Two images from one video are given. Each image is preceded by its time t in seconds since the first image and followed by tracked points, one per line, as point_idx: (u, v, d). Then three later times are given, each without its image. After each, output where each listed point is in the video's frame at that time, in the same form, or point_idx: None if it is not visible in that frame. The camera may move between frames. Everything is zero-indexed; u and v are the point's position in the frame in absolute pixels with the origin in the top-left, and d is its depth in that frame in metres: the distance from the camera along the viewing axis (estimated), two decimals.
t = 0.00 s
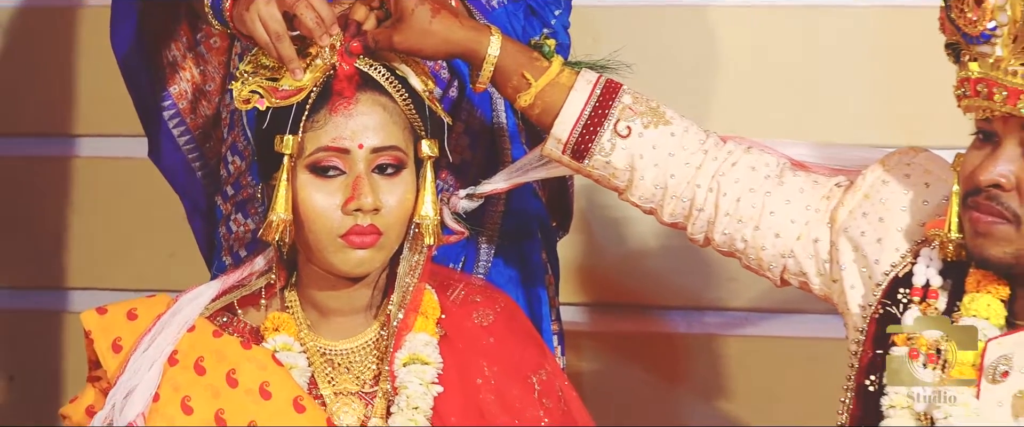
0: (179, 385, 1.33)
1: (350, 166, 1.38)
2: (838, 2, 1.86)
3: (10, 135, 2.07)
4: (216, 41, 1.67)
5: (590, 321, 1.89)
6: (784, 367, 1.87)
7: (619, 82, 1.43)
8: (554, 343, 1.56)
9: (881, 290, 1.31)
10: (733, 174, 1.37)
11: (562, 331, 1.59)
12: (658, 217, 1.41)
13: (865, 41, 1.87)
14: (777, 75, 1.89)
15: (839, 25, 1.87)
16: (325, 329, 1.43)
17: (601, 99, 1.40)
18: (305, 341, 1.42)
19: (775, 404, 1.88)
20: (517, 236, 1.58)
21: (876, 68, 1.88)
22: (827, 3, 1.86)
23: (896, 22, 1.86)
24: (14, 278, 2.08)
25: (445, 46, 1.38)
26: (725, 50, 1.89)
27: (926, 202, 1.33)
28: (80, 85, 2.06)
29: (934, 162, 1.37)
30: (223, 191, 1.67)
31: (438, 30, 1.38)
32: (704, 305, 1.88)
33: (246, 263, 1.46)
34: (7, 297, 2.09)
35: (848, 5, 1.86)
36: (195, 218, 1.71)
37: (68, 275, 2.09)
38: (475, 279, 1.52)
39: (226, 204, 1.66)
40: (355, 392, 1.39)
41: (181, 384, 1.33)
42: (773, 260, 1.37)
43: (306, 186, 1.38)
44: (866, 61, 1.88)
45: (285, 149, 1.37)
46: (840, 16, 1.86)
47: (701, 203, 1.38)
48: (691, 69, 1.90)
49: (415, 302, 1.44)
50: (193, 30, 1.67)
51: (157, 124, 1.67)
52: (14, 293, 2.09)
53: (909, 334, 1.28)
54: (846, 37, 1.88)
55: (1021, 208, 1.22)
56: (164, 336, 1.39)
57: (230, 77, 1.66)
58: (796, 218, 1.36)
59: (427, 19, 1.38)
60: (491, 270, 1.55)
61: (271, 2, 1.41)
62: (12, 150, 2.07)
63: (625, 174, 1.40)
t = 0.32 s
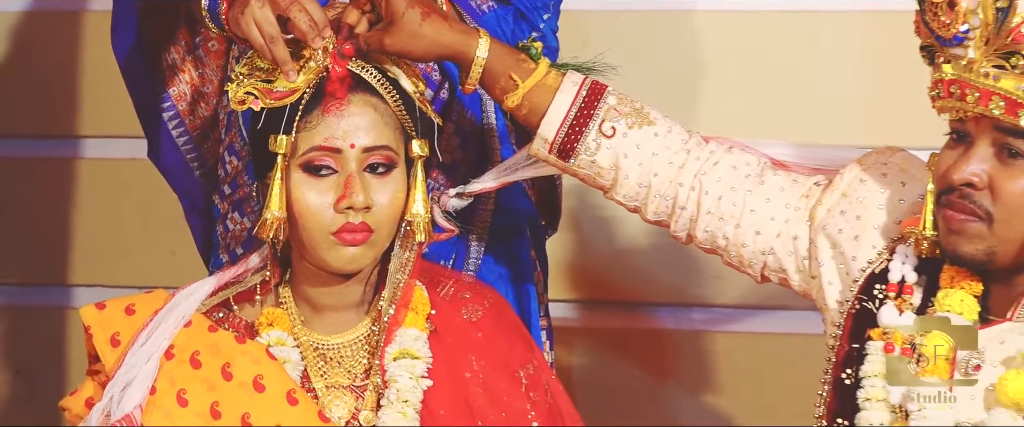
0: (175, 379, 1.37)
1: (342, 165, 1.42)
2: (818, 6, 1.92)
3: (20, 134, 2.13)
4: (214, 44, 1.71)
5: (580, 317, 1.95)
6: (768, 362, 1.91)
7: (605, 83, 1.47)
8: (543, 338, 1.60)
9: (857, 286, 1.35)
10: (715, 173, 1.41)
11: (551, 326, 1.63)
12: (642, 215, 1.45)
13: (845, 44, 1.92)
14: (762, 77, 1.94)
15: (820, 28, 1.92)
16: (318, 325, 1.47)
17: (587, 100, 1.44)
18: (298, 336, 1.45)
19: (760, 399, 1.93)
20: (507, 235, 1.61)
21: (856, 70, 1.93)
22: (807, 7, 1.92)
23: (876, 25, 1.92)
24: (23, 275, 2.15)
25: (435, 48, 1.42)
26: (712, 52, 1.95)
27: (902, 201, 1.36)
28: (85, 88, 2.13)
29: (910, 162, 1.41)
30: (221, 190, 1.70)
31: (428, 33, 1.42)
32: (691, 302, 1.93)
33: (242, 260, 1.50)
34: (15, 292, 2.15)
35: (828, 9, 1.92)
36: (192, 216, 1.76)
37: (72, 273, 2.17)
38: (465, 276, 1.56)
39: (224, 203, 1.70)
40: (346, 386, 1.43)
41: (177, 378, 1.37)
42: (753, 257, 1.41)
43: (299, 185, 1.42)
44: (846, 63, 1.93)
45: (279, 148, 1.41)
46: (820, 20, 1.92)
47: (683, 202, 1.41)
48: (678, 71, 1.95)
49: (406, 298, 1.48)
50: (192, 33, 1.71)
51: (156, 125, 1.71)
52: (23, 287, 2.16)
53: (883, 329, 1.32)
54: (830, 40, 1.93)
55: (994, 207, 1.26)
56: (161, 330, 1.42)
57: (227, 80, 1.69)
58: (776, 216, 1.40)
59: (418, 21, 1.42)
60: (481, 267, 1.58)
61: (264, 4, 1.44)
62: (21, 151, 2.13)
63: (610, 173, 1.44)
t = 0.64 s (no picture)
0: (169, 370, 1.41)
1: (331, 162, 1.46)
2: (798, 10, 1.97)
3: (24, 133, 2.19)
4: (211, 46, 1.73)
5: (569, 312, 1.99)
6: (751, 355, 1.96)
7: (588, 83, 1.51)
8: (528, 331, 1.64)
9: (832, 280, 1.39)
10: (694, 170, 1.45)
11: (536, 320, 1.67)
12: (624, 212, 1.49)
13: (824, 47, 1.97)
14: (744, 78, 1.99)
15: (800, 29, 1.97)
16: (308, 319, 1.50)
17: (570, 100, 1.48)
18: (290, 329, 1.49)
19: (743, 392, 1.98)
20: (494, 231, 1.65)
21: (835, 70, 1.98)
22: (787, 12, 1.97)
23: (852, 27, 1.97)
24: (26, 270, 2.20)
25: (423, 49, 1.46)
26: (695, 54, 2.00)
27: (876, 198, 1.40)
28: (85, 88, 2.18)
29: (883, 160, 1.45)
30: (216, 187, 1.74)
31: (416, 34, 1.45)
32: (676, 297, 1.99)
33: (235, 255, 1.54)
34: (19, 285, 2.21)
35: (807, 13, 1.97)
36: (188, 214, 1.80)
37: (74, 267, 2.21)
38: (453, 271, 1.59)
39: (218, 199, 1.73)
40: (336, 377, 1.47)
41: (171, 369, 1.41)
42: (731, 252, 1.45)
43: (290, 181, 1.46)
44: (824, 65, 1.98)
45: (270, 145, 1.45)
46: (799, 25, 1.97)
47: (664, 198, 1.45)
48: (662, 72, 2.00)
49: (394, 292, 1.51)
50: (189, 34, 1.74)
51: (153, 123, 1.76)
52: (27, 282, 2.21)
53: (856, 322, 1.36)
54: (810, 42, 1.98)
55: (963, 204, 1.30)
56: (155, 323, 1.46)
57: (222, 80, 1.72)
58: (754, 213, 1.44)
59: (405, 24, 1.45)
60: (469, 262, 1.62)
61: (256, 5, 1.48)
62: (23, 149, 2.19)
63: (592, 170, 1.48)
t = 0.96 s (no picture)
0: (162, 363, 1.44)
1: (321, 160, 1.49)
2: (780, 13, 2.03)
3: (25, 133, 2.24)
4: (206, 47, 1.77)
5: (556, 307, 2.04)
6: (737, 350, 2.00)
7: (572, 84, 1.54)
8: (515, 326, 1.68)
9: (809, 276, 1.43)
10: (676, 169, 1.49)
11: (523, 315, 1.71)
12: (607, 209, 1.53)
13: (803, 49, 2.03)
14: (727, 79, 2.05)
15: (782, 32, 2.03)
16: (299, 313, 1.54)
17: (554, 100, 1.51)
18: (281, 323, 1.52)
19: (725, 386, 2.03)
20: (481, 229, 1.68)
21: (816, 71, 2.04)
22: (768, 14, 2.03)
23: (833, 30, 2.02)
24: (28, 266, 2.25)
25: (411, 51, 1.49)
26: (680, 56, 2.06)
27: (852, 196, 1.44)
28: (86, 89, 2.22)
29: (860, 159, 1.48)
30: (211, 185, 1.78)
31: (404, 36, 1.49)
32: (663, 294, 2.03)
33: (227, 250, 1.58)
34: (21, 282, 2.25)
35: (787, 16, 2.03)
36: (185, 212, 1.83)
37: (74, 264, 2.25)
38: (441, 267, 1.63)
39: (213, 197, 1.77)
40: (326, 370, 1.50)
41: (164, 362, 1.44)
42: (711, 248, 1.48)
43: (281, 179, 1.49)
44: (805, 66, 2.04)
45: (261, 144, 1.48)
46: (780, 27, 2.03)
47: (646, 196, 1.49)
48: (648, 74, 2.06)
49: (383, 287, 1.54)
50: (185, 37, 1.78)
51: (150, 124, 1.79)
52: (28, 278, 2.25)
53: (830, 317, 1.40)
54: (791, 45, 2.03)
55: (936, 201, 1.33)
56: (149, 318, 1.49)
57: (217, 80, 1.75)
58: (734, 210, 1.47)
59: (394, 25, 1.49)
60: (457, 258, 1.66)
61: (248, 7, 1.52)
62: (25, 148, 2.24)
63: (576, 169, 1.51)
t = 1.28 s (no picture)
0: (156, 355, 1.48)
1: (312, 159, 1.53)
2: (760, 18, 2.10)
3: (26, 134, 2.26)
4: (201, 50, 1.80)
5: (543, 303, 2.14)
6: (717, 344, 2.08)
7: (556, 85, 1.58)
8: (501, 321, 1.73)
9: (786, 272, 1.47)
10: (656, 167, 1.53)
11: (509, 310, 1.76)
12: (590, 207, 1.57)
13: (781, 52, 2.11)
14: (708, 82, 2.13)
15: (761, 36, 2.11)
16: (291, 308, 1.58)
17: (539, 100, 1.55)
18: (272, 318, 1.56)
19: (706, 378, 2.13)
20: (468, 227, 1.73)
21: (793, 74, 2.12)
22: (748, 19, 2.10)
23: (808, 35, 2.10)
24: (29, 263, 2.27)
25: (399, 52, 1.53)
26: (664, 59, 2.13)
27: (827, 194, 1.49)
28: (86, 92, 2.27)
29: (835, 158, 1.53)
30: (207, 181, 1.79)
31: (392, 38, 1.52)
32: (645, 290, 2.13)
33: (220, 248, 1.61)
34: (22, 279, 2.28)
35: (766, 21, 2.10)
36: (181, 210, 1.86)
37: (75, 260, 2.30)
38: (430, 263, 1.67)
39: (207, 196, 1.79)
40: (316, 364, 1.54)
41: (158, 356, 1.48)
42: (691, 245, 1.52)
43: (272, 178, 1.53)
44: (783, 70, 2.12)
45: (253, 144, 1.52)
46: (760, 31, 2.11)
47: (627, 194, 1.53)
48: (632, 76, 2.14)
49: (371, 283, 1.58)
50: (181, 40, 1.81)
51: (147, 125, 1.84)
52: (29, 275, 2.28)
53: (806, 312, 1.44)
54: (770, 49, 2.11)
55: (908, 200, 1.37)
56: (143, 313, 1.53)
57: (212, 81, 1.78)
58: (712, 208, 1.52)
59: (382, 27, 1.52)
60: (444, 255, 1.71)
61: (240, 10, 1.54)
62: (26, 148, 2.26)
63: (559, 168, 1.55)
